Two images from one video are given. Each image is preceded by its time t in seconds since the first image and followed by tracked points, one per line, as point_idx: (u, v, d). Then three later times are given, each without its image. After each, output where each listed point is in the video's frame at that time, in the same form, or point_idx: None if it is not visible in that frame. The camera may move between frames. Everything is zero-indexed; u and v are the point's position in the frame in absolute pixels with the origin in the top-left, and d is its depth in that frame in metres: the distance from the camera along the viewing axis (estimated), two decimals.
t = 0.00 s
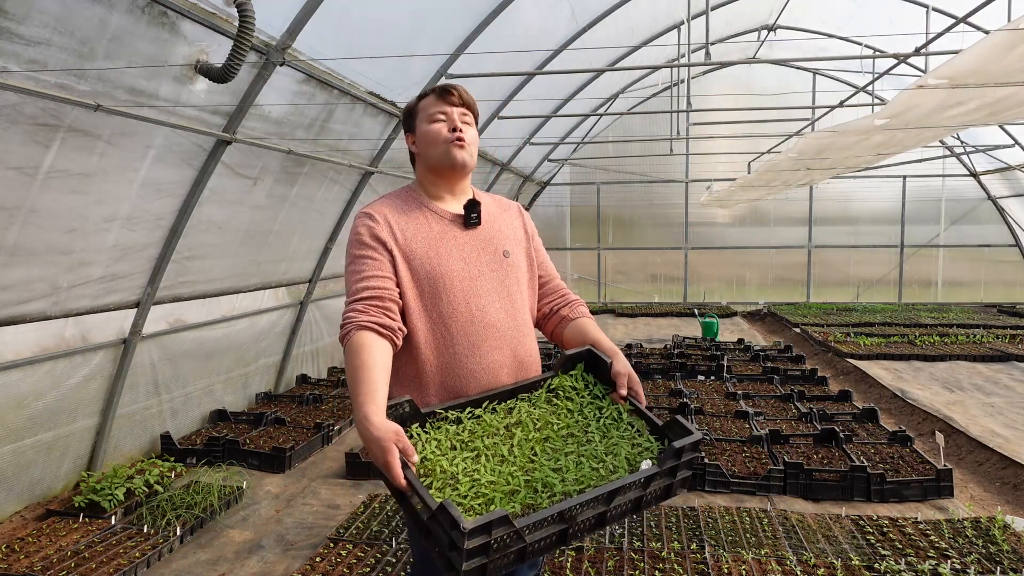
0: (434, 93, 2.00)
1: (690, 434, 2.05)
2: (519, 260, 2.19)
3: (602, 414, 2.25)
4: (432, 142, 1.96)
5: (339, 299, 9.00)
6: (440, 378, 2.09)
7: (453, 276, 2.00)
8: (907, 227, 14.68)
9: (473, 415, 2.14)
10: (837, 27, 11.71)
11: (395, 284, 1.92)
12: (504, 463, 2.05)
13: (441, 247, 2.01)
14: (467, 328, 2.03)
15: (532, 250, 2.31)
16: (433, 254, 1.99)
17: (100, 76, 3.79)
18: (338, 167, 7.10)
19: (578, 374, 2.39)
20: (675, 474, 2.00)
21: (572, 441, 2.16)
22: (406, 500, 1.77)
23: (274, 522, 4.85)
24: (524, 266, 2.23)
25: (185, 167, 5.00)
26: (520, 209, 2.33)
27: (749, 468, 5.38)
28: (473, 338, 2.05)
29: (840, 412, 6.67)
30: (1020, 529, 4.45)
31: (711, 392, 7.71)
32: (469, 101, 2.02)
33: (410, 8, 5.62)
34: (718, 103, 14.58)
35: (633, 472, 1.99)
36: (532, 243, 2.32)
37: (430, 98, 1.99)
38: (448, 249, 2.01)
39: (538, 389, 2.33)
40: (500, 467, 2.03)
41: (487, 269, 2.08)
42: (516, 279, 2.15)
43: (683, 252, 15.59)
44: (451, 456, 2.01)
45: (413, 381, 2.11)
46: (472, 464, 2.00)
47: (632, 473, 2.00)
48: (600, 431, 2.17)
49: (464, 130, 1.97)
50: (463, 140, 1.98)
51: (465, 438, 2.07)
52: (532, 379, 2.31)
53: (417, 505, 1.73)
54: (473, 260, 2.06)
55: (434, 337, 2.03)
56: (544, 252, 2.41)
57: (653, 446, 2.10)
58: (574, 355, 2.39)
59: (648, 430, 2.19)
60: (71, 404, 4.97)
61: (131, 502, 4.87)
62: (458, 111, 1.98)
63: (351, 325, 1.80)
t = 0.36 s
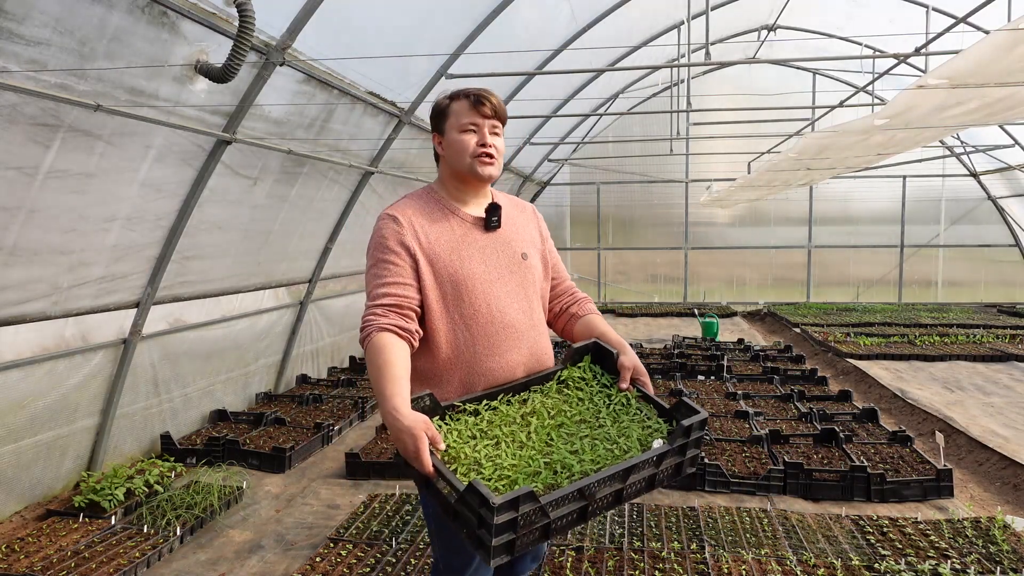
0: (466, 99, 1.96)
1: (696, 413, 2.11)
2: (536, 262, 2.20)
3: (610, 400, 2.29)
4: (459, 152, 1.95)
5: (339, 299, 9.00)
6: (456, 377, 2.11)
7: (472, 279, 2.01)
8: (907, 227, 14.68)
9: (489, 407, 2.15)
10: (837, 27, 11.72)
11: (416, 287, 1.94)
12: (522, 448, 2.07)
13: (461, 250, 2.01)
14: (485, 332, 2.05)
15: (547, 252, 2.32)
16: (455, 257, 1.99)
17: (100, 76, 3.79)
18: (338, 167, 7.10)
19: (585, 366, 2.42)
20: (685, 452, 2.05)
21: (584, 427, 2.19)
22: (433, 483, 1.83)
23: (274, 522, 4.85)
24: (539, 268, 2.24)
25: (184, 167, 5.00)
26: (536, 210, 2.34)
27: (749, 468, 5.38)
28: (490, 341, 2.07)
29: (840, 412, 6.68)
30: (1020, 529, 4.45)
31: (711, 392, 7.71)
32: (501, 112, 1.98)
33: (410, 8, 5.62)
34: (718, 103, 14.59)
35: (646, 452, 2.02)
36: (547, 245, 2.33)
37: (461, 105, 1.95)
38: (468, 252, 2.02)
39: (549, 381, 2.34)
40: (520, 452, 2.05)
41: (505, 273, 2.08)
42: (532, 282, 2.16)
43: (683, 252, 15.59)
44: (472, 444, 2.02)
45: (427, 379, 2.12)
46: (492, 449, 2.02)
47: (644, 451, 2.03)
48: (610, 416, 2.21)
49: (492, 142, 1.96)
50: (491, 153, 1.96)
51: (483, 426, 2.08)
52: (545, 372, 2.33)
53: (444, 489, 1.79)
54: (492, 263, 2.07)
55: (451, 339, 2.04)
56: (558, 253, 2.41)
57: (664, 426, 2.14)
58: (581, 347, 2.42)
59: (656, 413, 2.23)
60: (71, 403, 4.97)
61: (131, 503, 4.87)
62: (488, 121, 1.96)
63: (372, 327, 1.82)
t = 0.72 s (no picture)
0: (466, 103, 1.98)
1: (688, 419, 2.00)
2: (547, 263, 2.18)
3: (610, 401, 2.26)
4: (458, 155, 1.98)
5: (339, 299, 9.00)
6: (461, 370, 2.16)
7: (477, 277, 2.03)
8: (907, 227, 14.68)
9: (488, 400, 2.19)
10: (837, 27, 11.72)
11: (423, 282, 2.00)
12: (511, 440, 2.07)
13: (468, 249, 2.04)
14: (488, 328, 2.07)
15: (562, 253, 2.30)
16: (461, 255, 2.03)
17: (100, 76, 3.79)
18: (338, 167, 7.09)
19: (591, 367, 2.41)
20: (675, 458, 1.96)
21: (578, 426, 2.17)
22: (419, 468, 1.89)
23: (274, 522, 4.85)
24: (551, 269, 2.23)
25: (184, 167, 5.00)
26: (554, 212, 2.32)
27: (749, 468, 5.38)
28: (494, 338, 2.09)
29: (840, 412, 6.67)
30: (1020, 529, 4.45)
31: (711, 392, 7.71)
32: (498, 113, 1.99)
33: (410, 8, 5.62)
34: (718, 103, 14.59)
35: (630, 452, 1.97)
36: (562, 248, 2.31)
37: (461, 109, 1.98)
38: (475, 251, 2.04)
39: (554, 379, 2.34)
40: (507, 444, 2.05)
41: (512, 272, 2.08)
42: (541, 283, 2.15)
43: (683, 252, 15.59)
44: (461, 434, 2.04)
45: (435, 370, 2.18)
46: (479, 441, 2.03)
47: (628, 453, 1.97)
48: (606, 416, 2.19)
49: (489, 141, 1.96)
50: (488, 154, 1.96)
51: (477, 420, 2.10)
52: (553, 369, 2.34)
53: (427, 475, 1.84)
54: (499, 262, 2.07)
55: (458, 334, 2.08)
56: (575, 255, 2.39)
57: (655, 429, 2.07)
58: (589, 348, 2.41)
59: (653, 418, 2.15)
60: (71, 403, 4.97)
61: (131, 503, 4.87)
62: (486, 123, 1.96)
63: (379, 316, 1.91)
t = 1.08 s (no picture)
0: (464, 112, 1.97)
1: (666, 425, 1.93)
2: (547, 264, 2.17)
3: (600, 404, 2.25)
4: (456, 167, 2.00)
5: (339, 299, 9.00)
6: (460, 371, 2.19)
7: (473, 279, 2.05)
8: (907, 227, 14.68)
9: (478, 401, 2.22)
10: (837, 27, 11.72)
11: (419, 284, 2.04)
12: (490, 442, 2.11)
13: (464, 250, 2.06)
14: (484, 329, 2.09)
15: (566, 253, 2.27)
16: (458, 258, 2.05)
17: (100, 76, 3.79)
18: (338, 167, 7.09)
19: (588, 369, 2.40)
20: (653, 464, 1.90)
21: (562, 429, 2.18)
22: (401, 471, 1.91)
23: (274, 522, 4.85)
24: (552, 270, 2.21)
25: (185, 167, 5.00)
26: (559, 212, 2.29)
27: (750, 468, 5.38)
28: (490, 339, 2.11)
29: (840, 412, 6.68)
30: (1021, 528, 4.45)
31: (711, 392, 7.71)
32: (497, 123, 1.96)
33: (410, 9, 5.62)
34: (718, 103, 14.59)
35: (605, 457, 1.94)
36: (568, 248, 2.27)
37: (458, 119, 1.97)
38: (471, 253, 2.06)
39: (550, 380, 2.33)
40: (485, 446, 2.09)
41: (509, 274, 2.09)
42: (539, 284, 2.14)
43: (683, 252, 15.59)
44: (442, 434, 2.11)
45: (436, 370, 2.23)
46: (458, 442, 2.08)
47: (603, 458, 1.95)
48: (591, 420, 2.18)
49: (486, 153, 1.96)
50: (484, 166, 1.97)
51: (461, 421, 2.16)
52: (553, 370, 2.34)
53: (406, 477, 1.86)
54: (495, 264, 2.08)
55: (455, 335, 2.11)
56: (581, 255, 2.36)
57: (635, 435, 2.02)
58: (586, 350, 2.40)
59: (640, 423, 2.09)
60: (71, 403, 4.97)
61: (131, 503, 4.87)
62: (483, 134, 1.95)
63: (374, 319, 1.96)
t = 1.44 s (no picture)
0: (457, 113, 1.97)
1: (670, 431, 1.92)
2: (546, 265, 2.17)
3: (601, 408, 2.25)
4: (451, 167, 2.00)
5: (339, 299, 9.00)
6: (460, 372, 2.19)
7: (473, 280, 2.05)
8: (907, 227, 14.68)
9: (477, 403, 2.24)
10: (836, 27, 11.72)
11: (419, 285, 2.03)
12: (492, 446, 2.10)
13: (464, 252, 2.06)
14: (484, 331, 2.09)
15: (566, 254, 2.26)
16: (457, 259, 2.05)
17: (100, 76, 3.79)
18: (338, 167, 7.09)
19: (588, 371, 2.41)
20: (657, 470, 1.89)
21: (564, 434, 2.19)
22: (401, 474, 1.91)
23: (274, 522, 4.84)
24: (552, 271, 2.21)
25: (184, 167, 4.99)
26: (560, 211, 2.27)
27: (750, 468, 5.38)
28: (490, 341, 2.10)
29: (840, 412, 6.68)
30: (1021, 529, 4.45)
31: (711, 392, 7.71)
32: (491, 122, 1.95)
33: (410, 8, 5.62)
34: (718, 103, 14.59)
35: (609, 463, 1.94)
36: (568, 248, 2.26)
37: (452, 120, 1.97)
38: (470, 254, 2.06)
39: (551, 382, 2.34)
40: (486, 450, 2.09)
41: (508, 275, 2.08)
42: (539, 286, 2.13)
43: (683, 252, 15.60)
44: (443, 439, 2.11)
45: (436, 371, 2.23)
46: (460, 447, 2.08)
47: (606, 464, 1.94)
48: (593, 424, 2.19)
49: (481, 152, 1.95)
50: (479, 166, 1.97)
51: (462, 425, 2.15)
52: (553, 372, 2.33)
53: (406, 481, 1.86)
54: (495, 265, 2.08)
55: (455, 337, 2.11)
56: (582, 255, 2.35)
57: (638, 440, 2.03)
58: (587, 350, 2.40)
59: (642, 428, 2.10)
60: (71, 403, 4.97)
61: (131, 503, 4.87)
62: (475, 134, 1.94)
63: (373, 320, 1.96)
